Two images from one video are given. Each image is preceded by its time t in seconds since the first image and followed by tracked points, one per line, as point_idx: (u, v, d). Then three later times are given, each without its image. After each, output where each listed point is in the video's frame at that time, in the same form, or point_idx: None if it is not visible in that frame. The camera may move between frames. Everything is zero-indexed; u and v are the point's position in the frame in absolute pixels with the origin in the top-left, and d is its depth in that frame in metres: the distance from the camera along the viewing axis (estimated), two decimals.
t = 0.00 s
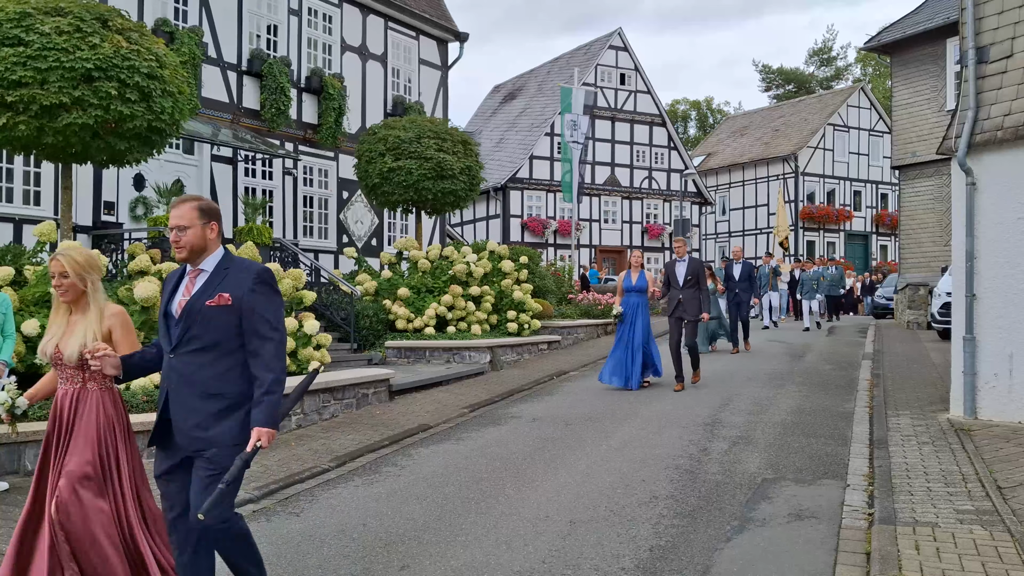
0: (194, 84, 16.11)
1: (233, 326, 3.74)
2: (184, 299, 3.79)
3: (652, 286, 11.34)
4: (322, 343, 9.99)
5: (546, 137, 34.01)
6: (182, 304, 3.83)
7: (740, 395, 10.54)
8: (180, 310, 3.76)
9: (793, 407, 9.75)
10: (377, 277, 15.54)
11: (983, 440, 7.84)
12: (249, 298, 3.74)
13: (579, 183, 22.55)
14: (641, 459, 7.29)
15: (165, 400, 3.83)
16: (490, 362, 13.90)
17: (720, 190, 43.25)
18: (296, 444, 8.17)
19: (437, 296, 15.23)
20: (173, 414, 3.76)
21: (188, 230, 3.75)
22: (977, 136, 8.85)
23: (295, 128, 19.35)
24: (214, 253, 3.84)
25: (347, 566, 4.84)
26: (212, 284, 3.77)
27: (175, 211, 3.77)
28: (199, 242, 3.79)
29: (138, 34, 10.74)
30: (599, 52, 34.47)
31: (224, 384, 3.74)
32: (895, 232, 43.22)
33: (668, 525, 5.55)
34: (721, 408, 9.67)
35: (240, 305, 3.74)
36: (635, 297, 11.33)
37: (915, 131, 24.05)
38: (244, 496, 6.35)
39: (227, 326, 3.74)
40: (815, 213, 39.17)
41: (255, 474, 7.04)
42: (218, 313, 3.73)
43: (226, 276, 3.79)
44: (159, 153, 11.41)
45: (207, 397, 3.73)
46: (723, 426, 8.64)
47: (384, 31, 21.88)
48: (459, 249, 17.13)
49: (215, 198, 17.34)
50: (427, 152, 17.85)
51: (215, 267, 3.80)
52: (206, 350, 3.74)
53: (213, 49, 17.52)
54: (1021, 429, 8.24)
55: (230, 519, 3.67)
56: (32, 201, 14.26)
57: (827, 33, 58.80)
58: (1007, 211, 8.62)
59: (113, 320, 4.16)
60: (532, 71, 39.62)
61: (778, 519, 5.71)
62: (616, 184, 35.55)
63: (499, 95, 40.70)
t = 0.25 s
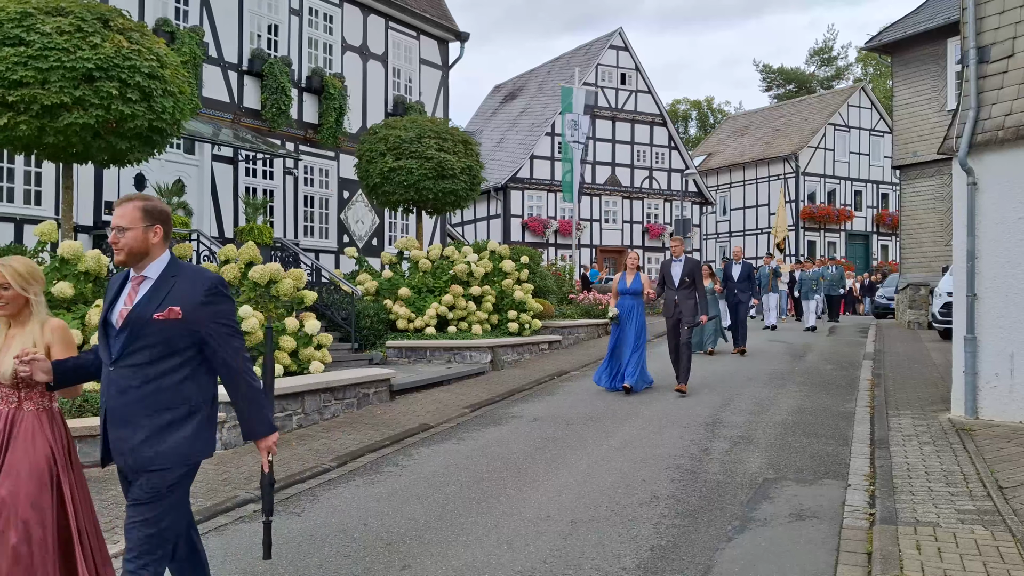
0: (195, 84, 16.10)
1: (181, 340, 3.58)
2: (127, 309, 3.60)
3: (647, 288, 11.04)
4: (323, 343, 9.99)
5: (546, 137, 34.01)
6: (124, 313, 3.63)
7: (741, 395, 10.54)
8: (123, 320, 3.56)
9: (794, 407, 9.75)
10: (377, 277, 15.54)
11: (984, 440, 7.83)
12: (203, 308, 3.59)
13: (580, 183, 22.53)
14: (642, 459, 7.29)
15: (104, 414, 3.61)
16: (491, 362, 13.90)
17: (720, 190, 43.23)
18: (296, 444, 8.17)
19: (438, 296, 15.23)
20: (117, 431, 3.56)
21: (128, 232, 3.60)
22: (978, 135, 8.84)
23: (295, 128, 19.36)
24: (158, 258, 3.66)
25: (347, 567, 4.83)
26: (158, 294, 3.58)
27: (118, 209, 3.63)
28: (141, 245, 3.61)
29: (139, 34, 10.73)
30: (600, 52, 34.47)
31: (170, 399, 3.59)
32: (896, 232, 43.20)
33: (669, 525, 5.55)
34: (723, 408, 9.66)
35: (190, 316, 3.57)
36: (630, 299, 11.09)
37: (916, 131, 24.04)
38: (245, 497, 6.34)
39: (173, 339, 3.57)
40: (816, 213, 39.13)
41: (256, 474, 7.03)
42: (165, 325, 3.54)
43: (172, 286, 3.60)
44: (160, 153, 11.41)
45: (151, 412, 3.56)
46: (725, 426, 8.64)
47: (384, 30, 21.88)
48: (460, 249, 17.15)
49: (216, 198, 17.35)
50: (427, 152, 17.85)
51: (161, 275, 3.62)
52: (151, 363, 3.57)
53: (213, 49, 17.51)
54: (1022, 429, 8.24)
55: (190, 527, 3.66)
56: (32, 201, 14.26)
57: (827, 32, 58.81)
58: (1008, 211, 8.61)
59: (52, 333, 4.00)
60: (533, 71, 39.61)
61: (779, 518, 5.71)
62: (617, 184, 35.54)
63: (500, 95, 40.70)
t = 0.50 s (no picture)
0: (196, 84, 16.10)
1: (105, 347, 3.16)
2: (46, 312, 3.18)
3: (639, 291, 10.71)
4: (323, 343, 10.00)
5: (547, 137, 34.01)
6: (44, 317, 3.21)
7: (742, 395, 10.54)
8: (40, 324, 3.15)
9: (795, 407, 9.74)
10: (378, 277, 15.55)
11: (985, 440, 7.83)
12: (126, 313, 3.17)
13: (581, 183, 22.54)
14: (643, 459, 7.29)
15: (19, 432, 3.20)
16: (492, 362, 13.89)
17: (721, 190, 43.23)
18: (297, 444, 8.17)
19: (439, 296, 15.23)
20: (30, 451, 3.15)
21: (41, 228, 3.13)
22: (979, 135, 8.84)
23: (296, 128, 19.36)
24: (80, 257, 3.20)
25: (347, 567, 4.83)
26: (82, 297, 3.16)
27: (33, 204, 3.16)
28: (55, 243, 3.15)
29: (140, 34, 10.74)
30: (600, 52, 34.47)
31: (92, 415, 3.16)
32: (897, 232, 43.17)
33: (670, 525, 5.55)
34: (723, 408, 9.66)
35: (115, 321, 3.16)
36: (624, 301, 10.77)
37: (917, 131, 24.03)
38: (245, 497, 6.34)
39: (96, 347, 3.15)
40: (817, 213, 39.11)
41: (257, 474, 7.03)
42: (88, 331, 3.13)
43: (96, 287, 3.18)
44: (161, 153, 11.41)
45: (69, 430, 3.13)
46: (725, 426, 8.64)
47: (385, 31, 21.88)
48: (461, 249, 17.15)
49: (216, 198, 17.35)
50: (428, 152, 17.85)
51: (84, 275, 3.18)
52: (72, 375, 3.16)
53: (214, 49, 17.52)
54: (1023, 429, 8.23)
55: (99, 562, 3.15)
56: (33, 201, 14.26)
57: (828, 32, 58.84)
58: (1009, 211, 8.61)
59: None
60: (533, 72, 39.63)
61: (780, 518, 5.71)
62: (618, 184, 35.54)
63: (501, 95, 40.72)
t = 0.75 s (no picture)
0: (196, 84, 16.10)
1: (18, 338, 3.19)
2: None
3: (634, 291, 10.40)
4: (324, 343, 10.00)
5: (547, 137, 34.01)
6: None
7: (742, 395, 10.54)
8: None
9: (796, 407, 9.74)
10: (378, 277, 15.56)
11: (986, 440, 7.83)
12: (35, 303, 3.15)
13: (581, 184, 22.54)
14: (644, 459, 7.29)
15: None
16: (492, 362, 13.89)
17: (721, 190, 43.22)
18: (298, 444, 8.18)
19: (440, 296, 15.22)
20: None
21: None
22: (980, 135, 8.84)
23: (296, 129, 19.36)
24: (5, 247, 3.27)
25: (348, 568, 4.82)
26: None
27: None
28: None
29: (140, 34, 10.74)
30: (601, 52, 34.48)
31: None
32: (897, 232, 43.15)
33: (671, 525, 5.55)
34: (724, 408, 9.67)
35: (24, 313, 3.17)
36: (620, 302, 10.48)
37: (917, 131, 24.03)
38: (246, 497, 6.34)
39: (9, 337, 3.18)
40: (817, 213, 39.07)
41: (258, 474, 7.04)
42: None
43: (13, 279, 3.21)
44: (161, 153, 11.41)
45: None
46: (726, 426, 8.64)
47: (385, 31, 21.89)
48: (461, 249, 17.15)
49: (217, 198, 17.34)
50: (428, 152, 17.85)
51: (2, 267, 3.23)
52: None
53: (215, 49, 17.52)
54: None
55: None
56: (34, 201, 14.26)
57: (828, 32, 58.85)
58: (1010, 211, 8.61)
59: None
60: (533, 72, 39.64)
61: (781, 519, 5.71)
62: (618, 184, 35.54)
63: (501, 95, 40.72)
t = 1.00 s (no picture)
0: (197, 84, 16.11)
1: None
2: None
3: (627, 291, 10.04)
4: (324, 344, 10.00)
5: (547, 137, 34.02)
6: None
7: (743, 395, 10.54)
8: None
9: (796, 407, 9.75)
10: (379, 278, 15.56)
11: (986, 440, 7.83)
12: None
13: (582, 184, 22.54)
14: (645, 459, 7.30)
15: None
16: (493, 363, 13.90)
17: (722, 190, 43.22)
18: (299, 444, 8.18)
19: (440, 296, 15.23)
20: None
21: None
22: (980, 136, 8.84)
23: (297, 129, 19.37)
24: None
25: (348, 568, 4.82)
26: None
27: None
28: None
29: (141, 34, 10.75)
30: (601, 52, 34.49)
31: None
32: (898, 232, 43.12)
33: (672, 525, 5.55)
34: (725, 408, 9.67)
35: None
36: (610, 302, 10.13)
37: (918, 131, 24.04)
38: (247, 497, 6.34)
39: None
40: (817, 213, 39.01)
41: (259, 474, 7.04)
42: None
43: None
44: (162, 153, 11.41)
45: None
46: (727, 427, 8.64)
47: (386, 31, 21.90)
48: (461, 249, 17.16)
49: (217, 198, 17.35)
50: (429, 152, 17.85)
51: None
52: None
53: (215, 49, 17.53)
54: None
55: None
56: (34, 201, 14.27)
57: (828, 32, 58.86)
58: (1011, 211, 8.61)
59: None
60: (534, 72, 39.66)
61: (782, 519, 5.71)
62: (618, 184, 35.54)
63: (501, 95, 40.74)
